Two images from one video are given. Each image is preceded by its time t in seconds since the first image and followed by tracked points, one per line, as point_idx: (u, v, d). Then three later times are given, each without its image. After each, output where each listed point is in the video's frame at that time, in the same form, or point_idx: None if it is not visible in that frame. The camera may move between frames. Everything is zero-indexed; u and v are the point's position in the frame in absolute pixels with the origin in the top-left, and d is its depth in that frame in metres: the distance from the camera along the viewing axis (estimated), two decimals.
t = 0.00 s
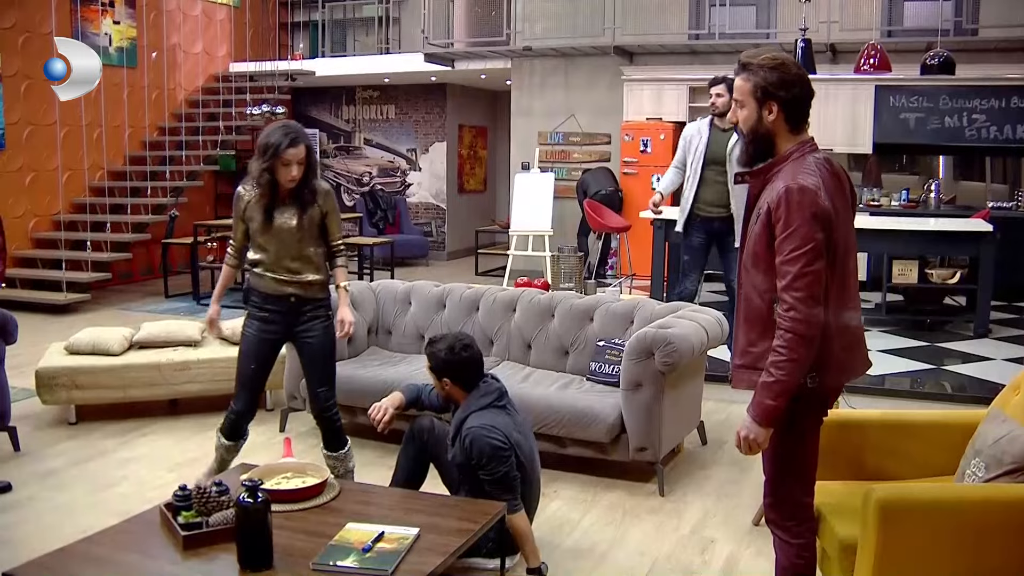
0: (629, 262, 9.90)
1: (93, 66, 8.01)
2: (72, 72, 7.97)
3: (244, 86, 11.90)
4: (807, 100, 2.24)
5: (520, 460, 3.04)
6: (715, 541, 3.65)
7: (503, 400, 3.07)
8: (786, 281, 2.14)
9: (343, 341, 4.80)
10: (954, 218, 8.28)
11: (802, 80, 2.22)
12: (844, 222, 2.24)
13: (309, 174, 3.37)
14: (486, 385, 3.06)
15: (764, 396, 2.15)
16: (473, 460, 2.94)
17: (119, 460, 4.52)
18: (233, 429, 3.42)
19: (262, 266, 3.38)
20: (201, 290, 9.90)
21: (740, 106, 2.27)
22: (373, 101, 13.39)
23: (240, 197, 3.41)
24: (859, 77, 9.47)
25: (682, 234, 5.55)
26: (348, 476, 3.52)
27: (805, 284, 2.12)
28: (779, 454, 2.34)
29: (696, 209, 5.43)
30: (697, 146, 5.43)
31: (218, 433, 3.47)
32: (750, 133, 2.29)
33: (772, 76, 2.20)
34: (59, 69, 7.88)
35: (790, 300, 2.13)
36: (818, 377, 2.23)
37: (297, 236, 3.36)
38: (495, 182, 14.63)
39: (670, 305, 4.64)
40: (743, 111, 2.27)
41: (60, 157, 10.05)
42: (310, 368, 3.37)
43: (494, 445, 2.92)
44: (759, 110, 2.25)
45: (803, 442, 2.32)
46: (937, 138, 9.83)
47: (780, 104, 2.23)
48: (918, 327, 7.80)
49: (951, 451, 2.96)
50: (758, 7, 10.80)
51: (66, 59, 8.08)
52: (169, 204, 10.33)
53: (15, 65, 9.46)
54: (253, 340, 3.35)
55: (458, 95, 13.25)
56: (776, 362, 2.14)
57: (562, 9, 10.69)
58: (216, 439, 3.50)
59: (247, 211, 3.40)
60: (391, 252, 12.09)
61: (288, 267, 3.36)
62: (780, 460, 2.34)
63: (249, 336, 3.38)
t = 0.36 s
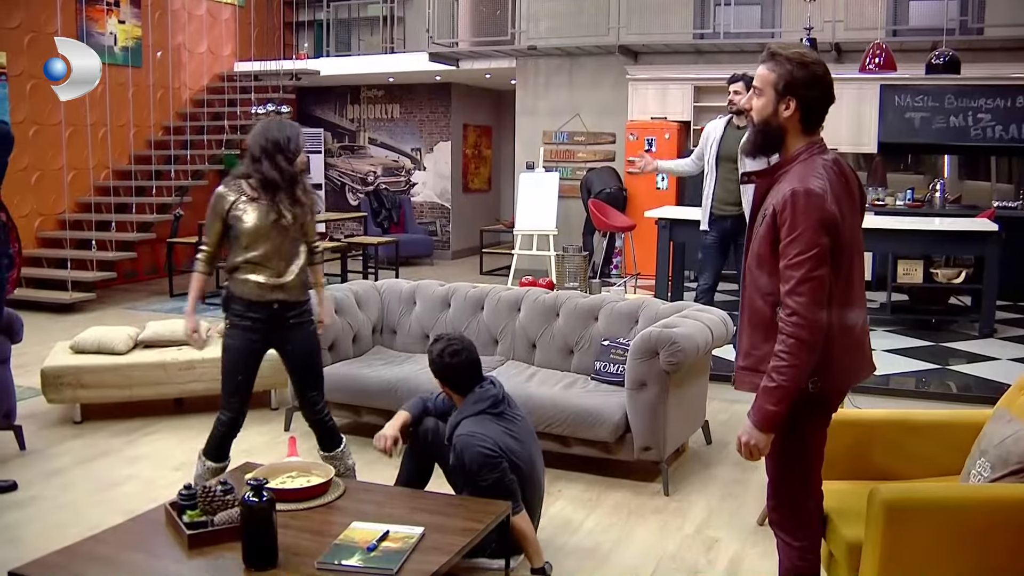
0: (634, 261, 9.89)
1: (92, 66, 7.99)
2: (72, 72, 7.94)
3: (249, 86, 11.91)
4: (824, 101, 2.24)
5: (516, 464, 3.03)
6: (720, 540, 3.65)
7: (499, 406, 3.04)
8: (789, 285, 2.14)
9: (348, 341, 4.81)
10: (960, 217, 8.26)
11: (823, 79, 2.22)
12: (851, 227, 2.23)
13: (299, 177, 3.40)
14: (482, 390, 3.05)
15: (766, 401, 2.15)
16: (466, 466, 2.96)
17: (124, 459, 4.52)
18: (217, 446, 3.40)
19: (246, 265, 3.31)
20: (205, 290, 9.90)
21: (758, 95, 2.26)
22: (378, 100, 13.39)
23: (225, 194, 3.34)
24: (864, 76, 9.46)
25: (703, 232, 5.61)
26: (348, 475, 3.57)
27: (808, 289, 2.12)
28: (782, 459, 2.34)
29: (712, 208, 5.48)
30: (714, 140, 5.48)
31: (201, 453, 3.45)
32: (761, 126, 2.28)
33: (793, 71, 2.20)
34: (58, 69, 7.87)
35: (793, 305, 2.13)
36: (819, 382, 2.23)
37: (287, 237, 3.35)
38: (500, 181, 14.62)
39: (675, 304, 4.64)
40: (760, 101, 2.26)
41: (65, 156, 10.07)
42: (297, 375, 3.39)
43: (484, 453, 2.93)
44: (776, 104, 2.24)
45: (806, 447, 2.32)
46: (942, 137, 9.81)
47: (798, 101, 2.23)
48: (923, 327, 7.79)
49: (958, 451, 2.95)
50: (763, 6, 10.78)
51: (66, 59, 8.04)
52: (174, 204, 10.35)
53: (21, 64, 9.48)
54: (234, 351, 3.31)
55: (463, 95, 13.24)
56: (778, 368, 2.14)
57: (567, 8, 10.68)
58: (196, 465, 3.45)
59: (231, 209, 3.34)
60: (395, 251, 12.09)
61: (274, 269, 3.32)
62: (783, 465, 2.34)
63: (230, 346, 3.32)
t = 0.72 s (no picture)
0: (637, 261, 9.89)
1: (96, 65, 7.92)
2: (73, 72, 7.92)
3: (252, 86, 11.92)
4: (829, 104, 2.23)
5: (521, 463, 3.03)
6: (724, 541, 3.65)
7: (507, 406, 3.03)
8: (792, 289, 2.14)
9: (352, 340, 4.82)
10: (964, 217, 8.25)
11: (826, 83, 2.21)
12: (855, 232, 2.22)
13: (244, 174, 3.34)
14: (492, 389, 3.05)
15: (766, 406, 2.14)
16: (471, 464, 2.96)
17: (128, 459, 4.52)
18: (203, 454, 3.34)
19: (196, 266, 3.22)
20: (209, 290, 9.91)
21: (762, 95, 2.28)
22: (381, 100, 13.40)
23: (174, 193, 3.20)
24: (867, 76, 9.46)
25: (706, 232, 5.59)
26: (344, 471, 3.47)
27: (810, 293, 2.11)
28: (778, 463, 2.33)
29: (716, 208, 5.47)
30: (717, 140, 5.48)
31: (191, 461, 3.40)
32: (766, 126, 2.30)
33: (795, 72, 2.20)
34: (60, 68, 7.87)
35: (794, 309, 2.13)
36: (815, 388, 2.23)
37: (235, 236, 3.30)
38: (502, 181, 14.62)
39: (679, 304, 4.63)
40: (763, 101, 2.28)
41: (70, 156, 10.08)
42: (264, 360, 3.32)
43: (489, 451, 2.94)
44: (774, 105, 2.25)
45: (803, 451, 2.32)
46: (947, 137, 9.79)
47: (795, 101, 2.23)
48: (926, 327, 7.79)
49: (962, 451, 2.94)
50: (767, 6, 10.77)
51: (69, 60, 8.05)
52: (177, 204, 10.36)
53: (25, 64, 9.50)
54: (195, 353, 3.22)
55: (466, 95, 13.25)
56: (778, 372, 2.13)
57: (570, 8, 10.68)
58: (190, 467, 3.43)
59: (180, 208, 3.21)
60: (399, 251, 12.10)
61: (224, 267, 3.26)
62: (779, 469, 2.34)
63: (190, 345, 3.23)
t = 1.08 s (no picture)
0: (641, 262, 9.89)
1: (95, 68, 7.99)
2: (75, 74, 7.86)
3: (256, 86, 11.91)
4: (824, 104, 2.22)
5: (525, 464, 3.03)
6: (727, 541, 3.64)
7: (513, 406, 3.04)
8: (781, 285, 2.14)
9: (356, 340, 4.82)
10: (969, 217, 8.23)
11: (824, 82, 2.20)
12: (851, 230, 2.21)
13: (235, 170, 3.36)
14: (499, 389, 3.05)
15: (751, 403, 2.14)
16: (476, 464, 2.96)
17: (131, 459, 4.53)
18: (201, 449, 3.34)
19: (192, 263, 3.23)
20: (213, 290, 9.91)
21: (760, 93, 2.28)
22: (385, 100, 13.40)
23: (168, 190, 3.19)
24: (871, 76, 9.46)
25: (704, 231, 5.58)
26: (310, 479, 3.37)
27: (799, 290, 2.12)
28: (771, 462, 2.33)
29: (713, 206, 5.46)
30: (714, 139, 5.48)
31: (189, 457, 3.40)
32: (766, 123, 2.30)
33: (791, 70, 2.19)
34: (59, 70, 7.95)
35: (783, 305, 2.13)
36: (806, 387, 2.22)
37: (228, 231, 3.32)
38: (506, 181, 14.63)
39: (683, 304, 4.63)
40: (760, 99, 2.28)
41: (73, 156, 10.08)
42: (254, 362, 3.32)
43: (494, 451, 2.94)
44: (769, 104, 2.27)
45: (796, 451, 2.30)
46: (950, 137, 9.79)
47: (791, 101, 2.22)
48: (930, 327, 7.78)
49: (967, 452, 2.94)
50: (771, 6, 10.75)
51: (67, 60, 8.06)
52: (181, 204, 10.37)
53: (30, 64, 9.52)
54: (191, 351, 3.22)
55: (470, 95, 13.26)
56: (765, 369, 2.14)
57: (573, 8, 10.68)
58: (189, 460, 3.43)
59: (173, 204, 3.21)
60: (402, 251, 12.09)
61: (220, 264, 3.28)
62: (772, 469, 2.33)
63: (184, 344, 3.23)
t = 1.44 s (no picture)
0: (644, 262, 9.90)
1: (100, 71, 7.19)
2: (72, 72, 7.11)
3: (259, 86, 11.91)
4: (824, 103, 2.22)
5: (525, 467, 3.03)
6: (730, 541, 3.64)
7: (511, 410, 3.04)
8: (780, 283, 2.14)
9: (358, 340, 4.82)
10: (972, 217, 8.22)
11: (823, 82, 2.20)
12: (851, 229, 2.21)
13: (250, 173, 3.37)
14: (497, 393, 3.05)
15: (751, 399, 2.15)
16: (474, 469, 2.96)
17: (134, 458, 4.53)
18: (203, 447, 3.34)
19: (200, 262, 3.23)
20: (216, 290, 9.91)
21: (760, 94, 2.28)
22: (388, 100, 13.41)
23: (179, 189, 3.20)
24: (874, 76, 9.45)
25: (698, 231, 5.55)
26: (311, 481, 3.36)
27: (797, 289, 2.12)
28: (773, 461, 2.33)
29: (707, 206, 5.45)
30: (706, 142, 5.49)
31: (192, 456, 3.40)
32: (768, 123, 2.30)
33: (790, 71, 2.19)
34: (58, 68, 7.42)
35: (781, 304, 2.13)
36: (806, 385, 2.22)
37: (238, 232, 3.30)
38: (509, 181, 14.64)
39: (685, 304, 4.63)
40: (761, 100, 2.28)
41: (76, 156, 10.09)
42: (253, 365, 3.32)
43: (492, 456, 2.94)
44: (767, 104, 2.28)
45: (797, 450, 2.30)
46: (953, 137, 9.79)
47: (791, 101, 2.22)
48: (933, 327, 7.77)
49: (970, 452, 2.94)
50: (773, 6, 10.73)
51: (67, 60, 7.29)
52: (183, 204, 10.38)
53: (33, 64, 9.54)
54: (194, 352, 3.23)
55: (473, 95, 13.26)
56: (764, 366, 2.14)
57: (575, 8, 10.68)
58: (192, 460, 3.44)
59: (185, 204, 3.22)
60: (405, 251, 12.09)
61: (228, 264, 3.27)
62: (774, 468, 2.33)
63: (188, 349, 3.24)
